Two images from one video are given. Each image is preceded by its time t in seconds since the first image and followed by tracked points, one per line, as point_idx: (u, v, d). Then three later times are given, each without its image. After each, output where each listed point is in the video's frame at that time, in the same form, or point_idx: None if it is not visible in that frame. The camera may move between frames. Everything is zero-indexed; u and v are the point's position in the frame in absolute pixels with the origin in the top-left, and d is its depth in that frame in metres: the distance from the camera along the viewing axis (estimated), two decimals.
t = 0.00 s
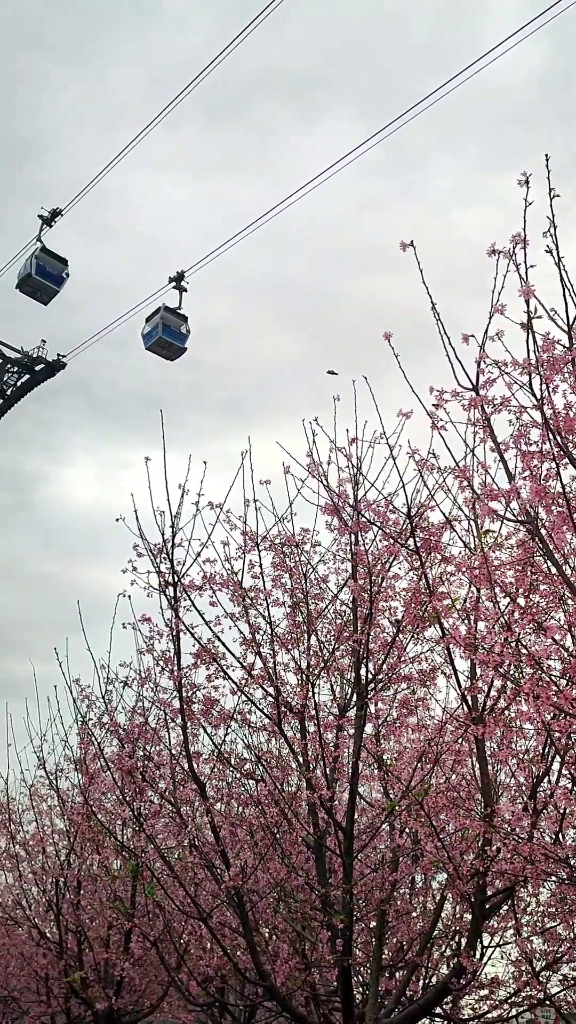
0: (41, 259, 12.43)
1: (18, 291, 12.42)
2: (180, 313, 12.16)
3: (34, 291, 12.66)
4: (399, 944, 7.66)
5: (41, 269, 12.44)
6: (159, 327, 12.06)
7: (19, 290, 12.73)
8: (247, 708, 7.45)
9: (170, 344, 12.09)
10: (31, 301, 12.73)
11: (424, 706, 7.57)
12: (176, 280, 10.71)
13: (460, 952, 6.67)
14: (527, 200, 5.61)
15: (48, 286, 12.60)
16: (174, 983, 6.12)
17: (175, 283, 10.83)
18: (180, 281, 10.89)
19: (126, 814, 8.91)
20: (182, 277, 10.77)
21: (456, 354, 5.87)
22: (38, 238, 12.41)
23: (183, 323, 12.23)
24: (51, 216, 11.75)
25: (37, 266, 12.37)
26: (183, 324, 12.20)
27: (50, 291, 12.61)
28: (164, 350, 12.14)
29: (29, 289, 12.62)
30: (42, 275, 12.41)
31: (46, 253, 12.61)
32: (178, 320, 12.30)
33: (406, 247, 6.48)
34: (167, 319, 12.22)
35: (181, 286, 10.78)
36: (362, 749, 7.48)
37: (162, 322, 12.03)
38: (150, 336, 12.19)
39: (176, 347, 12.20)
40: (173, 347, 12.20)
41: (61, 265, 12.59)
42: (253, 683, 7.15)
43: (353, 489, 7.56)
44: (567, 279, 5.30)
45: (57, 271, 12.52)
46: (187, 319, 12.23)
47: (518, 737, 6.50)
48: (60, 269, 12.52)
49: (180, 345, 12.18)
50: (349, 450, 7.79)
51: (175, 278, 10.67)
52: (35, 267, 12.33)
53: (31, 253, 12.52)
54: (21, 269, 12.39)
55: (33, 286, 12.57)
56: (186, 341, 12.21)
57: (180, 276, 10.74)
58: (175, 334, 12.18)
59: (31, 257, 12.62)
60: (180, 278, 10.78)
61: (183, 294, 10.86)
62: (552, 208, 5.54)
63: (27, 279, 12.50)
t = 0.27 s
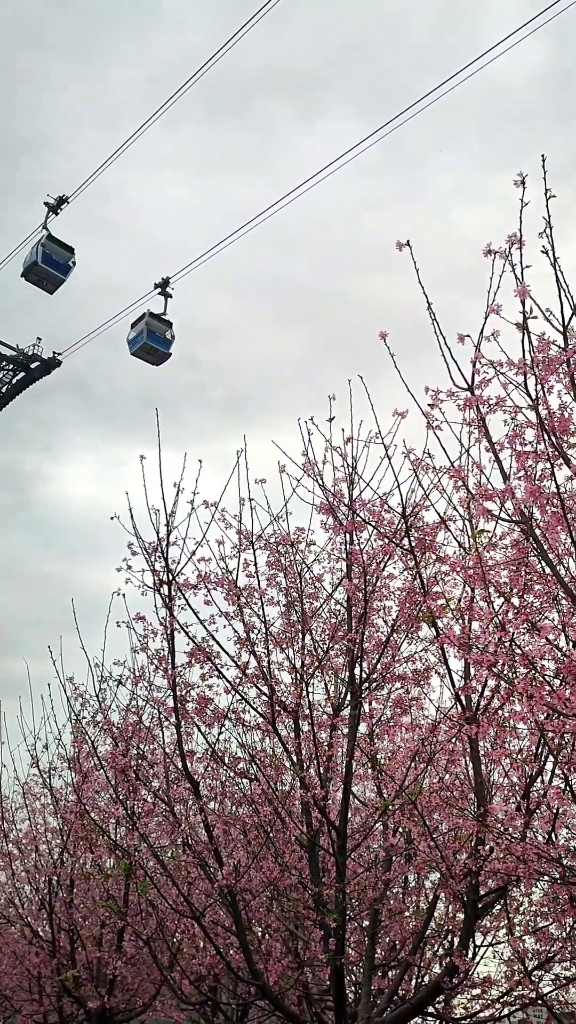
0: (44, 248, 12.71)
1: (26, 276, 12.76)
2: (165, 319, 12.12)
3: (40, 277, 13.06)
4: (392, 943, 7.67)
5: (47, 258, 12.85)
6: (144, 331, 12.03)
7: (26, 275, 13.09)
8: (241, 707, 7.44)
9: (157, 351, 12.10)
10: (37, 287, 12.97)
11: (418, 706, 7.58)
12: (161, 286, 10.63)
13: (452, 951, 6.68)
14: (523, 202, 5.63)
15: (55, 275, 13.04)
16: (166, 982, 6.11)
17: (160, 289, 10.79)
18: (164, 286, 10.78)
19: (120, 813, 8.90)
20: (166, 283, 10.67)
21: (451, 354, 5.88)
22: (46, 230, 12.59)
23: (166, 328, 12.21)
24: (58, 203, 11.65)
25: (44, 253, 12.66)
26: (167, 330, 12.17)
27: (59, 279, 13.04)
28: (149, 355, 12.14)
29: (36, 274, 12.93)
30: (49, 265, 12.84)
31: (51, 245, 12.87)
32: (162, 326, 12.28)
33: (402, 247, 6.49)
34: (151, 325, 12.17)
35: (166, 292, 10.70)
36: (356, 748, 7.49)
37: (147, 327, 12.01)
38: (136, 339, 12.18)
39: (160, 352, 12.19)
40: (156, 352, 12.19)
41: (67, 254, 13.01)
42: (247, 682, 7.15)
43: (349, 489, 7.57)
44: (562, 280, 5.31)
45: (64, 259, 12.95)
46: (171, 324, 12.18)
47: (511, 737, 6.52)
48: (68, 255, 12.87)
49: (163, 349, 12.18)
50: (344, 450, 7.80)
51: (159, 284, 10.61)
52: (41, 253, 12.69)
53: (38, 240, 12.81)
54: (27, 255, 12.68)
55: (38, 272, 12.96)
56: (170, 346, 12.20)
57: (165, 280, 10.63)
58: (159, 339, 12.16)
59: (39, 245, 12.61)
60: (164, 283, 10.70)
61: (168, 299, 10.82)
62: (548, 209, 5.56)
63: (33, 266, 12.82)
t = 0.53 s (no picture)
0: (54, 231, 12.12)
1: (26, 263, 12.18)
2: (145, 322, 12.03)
3: (43, 262, 12.37)
4: (379, 942, 7.68)
5: (51, 244, 12.18)
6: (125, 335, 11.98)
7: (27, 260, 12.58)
8: (230, 705, 7.44)
9: (137, 354, 12.04)
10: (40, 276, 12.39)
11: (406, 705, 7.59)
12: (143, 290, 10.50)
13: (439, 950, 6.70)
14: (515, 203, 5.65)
15: (57, 262, 12.37)
16: (153, 980, 6.10)
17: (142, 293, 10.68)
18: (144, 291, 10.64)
19: (107, 811, 8.87)
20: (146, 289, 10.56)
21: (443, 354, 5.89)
22: (49, 214, 12.24)
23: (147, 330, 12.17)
24: (61, 188, 11.29)
25: (46, 241, 12.06)
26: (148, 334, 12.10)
27: (60, 266, 12.38)
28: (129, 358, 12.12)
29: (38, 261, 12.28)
30: (51, 251, 12.16)
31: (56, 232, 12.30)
32: (144, 330, 12.23)
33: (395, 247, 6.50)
34: (132, 328, 12.12)
35: (147, 296, 10.56)
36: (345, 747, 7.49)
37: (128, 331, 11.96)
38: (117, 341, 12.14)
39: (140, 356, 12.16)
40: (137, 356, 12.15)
41: (71, 240, 12.32)
42: (236, 680, 7.14)
43: (340, 487, 7.57)
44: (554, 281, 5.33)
45: (67, 244, 12.29)
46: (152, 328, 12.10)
47: (500, 737, 6.54)
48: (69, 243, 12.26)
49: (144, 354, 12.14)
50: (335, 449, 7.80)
51: (141, 289, 10.49)
52: (44, 239, 12.03)
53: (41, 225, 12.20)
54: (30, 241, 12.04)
55: (40, 258, 12.25)
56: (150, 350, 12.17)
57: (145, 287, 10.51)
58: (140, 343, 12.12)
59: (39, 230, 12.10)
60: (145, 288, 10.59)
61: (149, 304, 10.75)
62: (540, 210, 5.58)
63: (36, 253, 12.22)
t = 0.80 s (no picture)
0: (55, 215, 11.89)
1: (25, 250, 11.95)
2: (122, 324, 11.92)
3: (41, 248, 12.12)
4: (360, 940, 7.70)
5: (50, 230, 11.93)
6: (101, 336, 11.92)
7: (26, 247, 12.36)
8: (214, 703, 7.43)
9: (113, 355, 11.97)
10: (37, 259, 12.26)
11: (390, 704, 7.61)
12: (120, 292, 10.35)
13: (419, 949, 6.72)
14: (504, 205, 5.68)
15: (57, 247, 12.10)
16: (134, 978, 6.09)
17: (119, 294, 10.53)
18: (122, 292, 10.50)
19: (90, 808, 8.84)
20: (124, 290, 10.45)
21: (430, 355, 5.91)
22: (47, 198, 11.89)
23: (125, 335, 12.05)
24: (61, 172, 10.90)
25: (45, 227, 11.84)
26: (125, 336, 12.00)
27: (60, 251, 12.12)
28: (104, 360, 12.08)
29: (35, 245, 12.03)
30: (51, 237, 11.89)
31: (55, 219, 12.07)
32: (120, 331, 12.13)
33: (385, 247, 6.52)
34: (109, 331, 12.05)
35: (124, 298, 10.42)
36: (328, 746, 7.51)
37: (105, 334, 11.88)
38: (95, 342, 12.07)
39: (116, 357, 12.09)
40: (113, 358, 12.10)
41: (71, 225, 12.04)
42: (220, 678, 7.14)
43: (326, 487, 7.58)
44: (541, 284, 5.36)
45: (67, 230, 12.01)
46: (128, 331, 12.01)
47: (482, 737, 6.57)
48: (68, 230, 12.00)
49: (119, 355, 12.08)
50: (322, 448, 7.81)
51: (119, 290, 10.39)
52: (43, 224, 11.81)
53: (39, 210, 12.00)
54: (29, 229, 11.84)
55: (39, 243, 12.05)
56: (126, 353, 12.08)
57: (123, 288, 10.33)
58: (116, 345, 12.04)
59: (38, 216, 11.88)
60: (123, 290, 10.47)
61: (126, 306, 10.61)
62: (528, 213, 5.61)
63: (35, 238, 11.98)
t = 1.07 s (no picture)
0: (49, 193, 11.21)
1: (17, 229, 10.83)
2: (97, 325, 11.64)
3: (37, 232, 11.00)
4: (338, 938, 7.73)
5: (46, 214, 10.78)
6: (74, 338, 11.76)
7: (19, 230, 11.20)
8: (195, 701, 7.43)
9: (87, 355, 11.83)
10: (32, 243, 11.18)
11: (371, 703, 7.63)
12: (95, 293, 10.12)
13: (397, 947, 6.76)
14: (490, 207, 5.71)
15: (53, 233, 10.97)
16: (111, 976, 6.07)
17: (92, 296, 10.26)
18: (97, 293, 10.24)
19: (69, 805, 8.81)
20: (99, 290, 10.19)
21: (415, 355, 5.94)
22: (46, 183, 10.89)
23: (100, 336, 11.69)
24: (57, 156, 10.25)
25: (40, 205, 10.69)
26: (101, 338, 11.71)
27: (57, 237, 10.95)
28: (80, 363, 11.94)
29: (27, 223, 10.90)
30: (47, 221, 10.79)
31: (52, 192, 11.01)
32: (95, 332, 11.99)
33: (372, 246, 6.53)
34: (84, 333, 11.92)
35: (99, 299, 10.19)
36: (309, 745, 7.51)
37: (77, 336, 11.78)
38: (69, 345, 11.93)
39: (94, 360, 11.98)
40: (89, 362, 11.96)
41: (68, 210, 10.90)
42: (202, 675, 7.13)
43: (310, 485, 7.59)
44: (527, 286, 5.39)
45: (64, 214, 10.84)
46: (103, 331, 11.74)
47: (462, 736, 6.60)
48: (65, 209, 10.85)
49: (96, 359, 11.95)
50: (306, 447, 7.82)
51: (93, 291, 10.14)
52: (40, 207, 10.68)
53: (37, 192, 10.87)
54: (24, 209, 10.70)
55: (35, 228, 10.95)
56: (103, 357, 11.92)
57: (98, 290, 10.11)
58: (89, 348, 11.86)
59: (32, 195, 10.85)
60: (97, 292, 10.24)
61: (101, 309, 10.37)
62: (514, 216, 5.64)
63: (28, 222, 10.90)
